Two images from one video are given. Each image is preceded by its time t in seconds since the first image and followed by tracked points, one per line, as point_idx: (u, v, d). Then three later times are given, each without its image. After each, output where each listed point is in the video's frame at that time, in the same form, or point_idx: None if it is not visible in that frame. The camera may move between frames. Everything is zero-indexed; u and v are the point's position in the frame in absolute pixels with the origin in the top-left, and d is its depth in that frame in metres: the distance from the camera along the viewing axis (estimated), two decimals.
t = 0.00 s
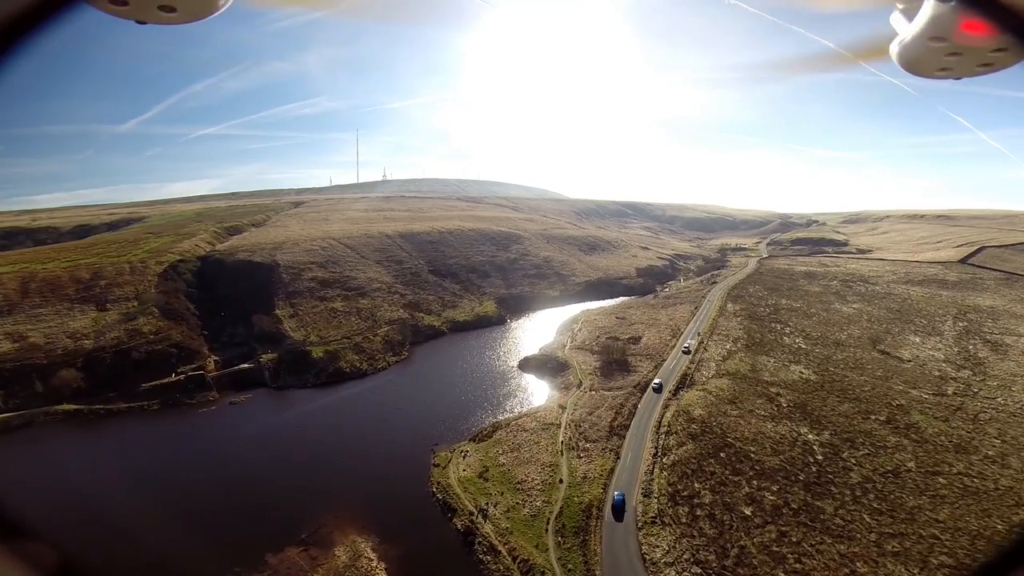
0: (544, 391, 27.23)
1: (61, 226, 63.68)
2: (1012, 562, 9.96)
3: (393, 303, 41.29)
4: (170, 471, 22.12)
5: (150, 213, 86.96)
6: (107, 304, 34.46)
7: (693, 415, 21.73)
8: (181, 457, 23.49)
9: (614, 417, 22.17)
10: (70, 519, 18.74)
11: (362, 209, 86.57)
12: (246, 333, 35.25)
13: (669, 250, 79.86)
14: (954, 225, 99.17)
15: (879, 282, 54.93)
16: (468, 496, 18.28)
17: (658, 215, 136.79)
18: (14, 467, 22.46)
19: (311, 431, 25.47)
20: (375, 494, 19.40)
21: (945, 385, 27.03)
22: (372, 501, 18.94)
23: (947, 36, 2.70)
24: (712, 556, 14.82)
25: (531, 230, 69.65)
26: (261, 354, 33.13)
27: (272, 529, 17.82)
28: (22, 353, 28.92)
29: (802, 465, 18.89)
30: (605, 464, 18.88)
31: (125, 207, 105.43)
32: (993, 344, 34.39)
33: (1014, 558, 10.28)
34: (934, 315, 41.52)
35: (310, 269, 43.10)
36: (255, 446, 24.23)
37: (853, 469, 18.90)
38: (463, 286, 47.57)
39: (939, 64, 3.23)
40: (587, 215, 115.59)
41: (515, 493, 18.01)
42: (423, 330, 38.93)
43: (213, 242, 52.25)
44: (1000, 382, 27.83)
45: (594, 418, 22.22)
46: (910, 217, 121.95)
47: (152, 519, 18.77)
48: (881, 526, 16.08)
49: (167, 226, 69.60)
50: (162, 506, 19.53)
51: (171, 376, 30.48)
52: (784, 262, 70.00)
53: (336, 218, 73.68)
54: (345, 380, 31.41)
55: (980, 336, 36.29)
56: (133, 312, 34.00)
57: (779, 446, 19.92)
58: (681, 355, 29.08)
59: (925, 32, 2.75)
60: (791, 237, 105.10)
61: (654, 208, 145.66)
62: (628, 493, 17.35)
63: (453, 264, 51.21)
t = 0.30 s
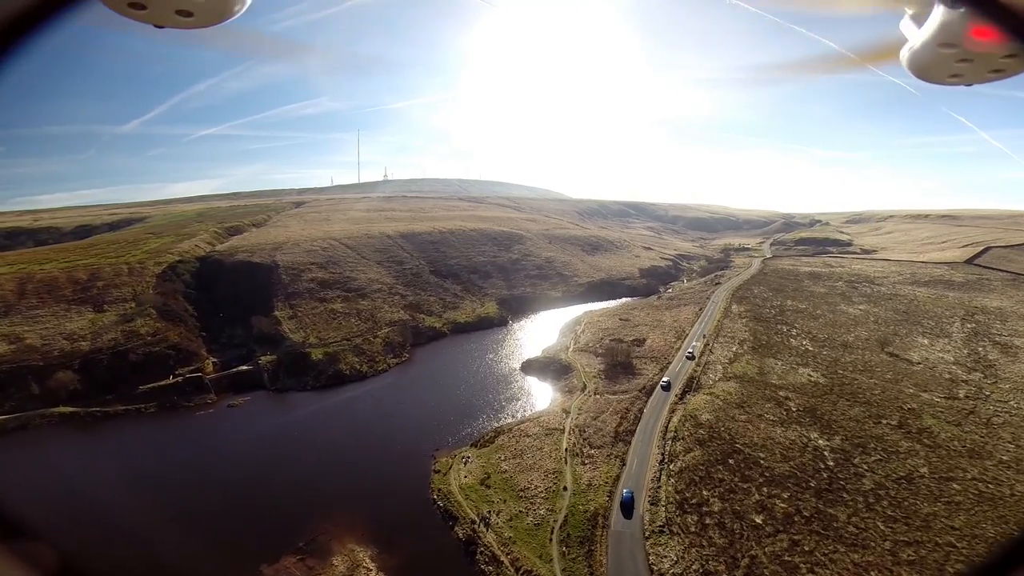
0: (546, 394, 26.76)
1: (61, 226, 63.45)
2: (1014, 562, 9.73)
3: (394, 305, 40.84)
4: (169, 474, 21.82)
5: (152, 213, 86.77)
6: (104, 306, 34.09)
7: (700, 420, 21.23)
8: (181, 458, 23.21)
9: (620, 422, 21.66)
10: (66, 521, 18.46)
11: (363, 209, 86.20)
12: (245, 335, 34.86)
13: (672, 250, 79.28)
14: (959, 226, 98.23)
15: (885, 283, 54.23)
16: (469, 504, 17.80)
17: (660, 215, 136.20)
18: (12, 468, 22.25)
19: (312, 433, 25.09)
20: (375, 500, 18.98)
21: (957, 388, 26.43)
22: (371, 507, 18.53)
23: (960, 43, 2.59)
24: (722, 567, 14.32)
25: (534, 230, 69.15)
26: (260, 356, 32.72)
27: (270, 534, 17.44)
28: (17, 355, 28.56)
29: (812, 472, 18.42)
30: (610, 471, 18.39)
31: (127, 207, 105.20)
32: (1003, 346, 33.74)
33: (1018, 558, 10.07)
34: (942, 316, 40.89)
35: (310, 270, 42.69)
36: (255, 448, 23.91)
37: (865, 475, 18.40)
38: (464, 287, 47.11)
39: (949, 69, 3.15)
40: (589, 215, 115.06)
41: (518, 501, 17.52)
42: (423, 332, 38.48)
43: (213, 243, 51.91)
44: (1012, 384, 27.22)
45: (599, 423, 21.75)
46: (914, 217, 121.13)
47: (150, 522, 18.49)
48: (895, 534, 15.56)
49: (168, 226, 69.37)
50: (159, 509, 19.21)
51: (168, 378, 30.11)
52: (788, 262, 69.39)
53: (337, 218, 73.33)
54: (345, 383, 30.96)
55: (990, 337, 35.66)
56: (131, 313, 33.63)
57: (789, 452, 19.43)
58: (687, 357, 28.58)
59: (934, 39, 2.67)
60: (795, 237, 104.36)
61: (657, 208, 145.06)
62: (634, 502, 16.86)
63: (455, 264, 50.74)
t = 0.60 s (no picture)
0: (547, 398, 26.21)
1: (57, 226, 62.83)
2: None
3: (393, 305, 40.30)
4: (166, 476, 21.45)
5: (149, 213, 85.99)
6: (97, 307, 33.49)
7: (707, 424, 20.70)
8: (178, 461, 22.84)
9: (624, 427, 21.11)
10: (60, 524, 18.13)
11: (362, 209, 85.49)
12: (240, 337, 34.32)
13: (673, 250, 78.78)
14: (960, 225, 97.61)
15: (888, 283, 53.69)
16: (469, 512, 17.26)
17: (660, 214, 135.71)
18: (7, 470, 21.91)
19: (311, 435, 24.63)
20: (374, 506, 18.50)
21: (966, 391, 25.89)
22: (370, 514, 18.03)
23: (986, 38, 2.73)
24: None
25: (534, 230, 68.55)
26: (256, 358, 32.20)
27: (265, 541, 16.99)
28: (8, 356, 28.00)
29: (823, 477, 17.91)
30: (614, 478, 17.84)
31: (124, 207, 104.29)
32: (1011, 347, 33.21)
33: None
34: (947, 317, 40.35)
35: (307, 270, 42.12)
36: (253, 451, 23.46)
37: (877, 481, 17.89)
38: (464, 288, 46.57)
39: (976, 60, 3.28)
40: (589, 215, 114.43)
41: (519, 510, 16.96)
42: (422, 333, 37.97)
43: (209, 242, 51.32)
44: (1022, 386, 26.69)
45: (602, 428, 21.22)
46: (915, 217, 120.55)
47: (145, 527, 18.11)
48: (910, 541, 15.03)
49: (165, 226, 68.69)
50: (154, 513, 18.83)
51: (162, 380, 29.59)
52: (790, 262, 68.84)
53: (335, 218, 72.66)
54: (342, 385, 30.41)
55: (996, 338, 35.13)
56: (125, 315, 33.05)
57: (798, 457, 18.94)
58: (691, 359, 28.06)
59: (958, 34, 2.82)
60: (795, 237, 103.77)
61: (657, 207, 144.43)
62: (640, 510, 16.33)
63: (454, 265, 50.17)
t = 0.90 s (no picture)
0: (549, 401, 25.71)
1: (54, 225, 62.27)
2: None
3: (392, 306, 39.83)
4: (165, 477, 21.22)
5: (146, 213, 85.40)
6: (92, 307, 32.98)
7: (713, 428, 20.23)
8: (178, 462, 22.58)
9: (627, 431, 20.61)
10: (58, 522, 17.99)
11: (361, 208, 84.94)
12: (237, 338, 33.81)
13: (674, 250, 78.32)
14: (962, 225, 97.11)
15: (891, 283, 53.22)
16: (470, 520, 16.80)
17: (660, 213, 135.25)
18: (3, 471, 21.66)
19: (310, 438, 24.27)
20: (373, 511, 18.12)
21: (975, 393, 25.40)
22: (369, 519, 17.63)
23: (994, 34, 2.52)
24: None
25: (534, 230, 68.07)
26: (252, 360, 31.71)
27: (262, 546, 16.69)
28: None
29: (832, 483, 17.48)
30: (619, 484, 17.37)
31: (123, 207, 103.56)
32: (1018, 348, 32.73)
33: None
34: (952, 317, 39.88)
35: (305, 270, 41.63)
36: (252, 453, 23.13)
37: (888, 486, 17.43)
38: (463, 287, 46.10)
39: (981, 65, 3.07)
40: (590, 214, 114.00)
41: (521, 518, 16.48)
42: (421, 334, 37.49)
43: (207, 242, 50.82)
44: None
45: (605, 432, 20.73)
46: (917, 216, 119.95)
47: (143, 528, 17.90)
48: (924, 548, 14.56)
49: (162, 226, 68.14)
50: (152, 514, 18.61)
51: (156, 382, 29.10)
52: (792, 262, 68.31)
53: (334, 218, 72.12)
54: (340, 388, 29.90)
55: (1003, 339, 34.65)
56: (119, 315, 32.54)
57: (807, 462, 18.49)
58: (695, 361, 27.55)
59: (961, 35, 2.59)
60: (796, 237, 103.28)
61: (657, 207, 143.88)
62: (645, 518, 15.85)
63: (454, 264, 49.68)
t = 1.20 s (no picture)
0: (551, 406, 25.15)
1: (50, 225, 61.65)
2: None
3: (391, 306, 39.31)
4: (164, 479, 20.97)
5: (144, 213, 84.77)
6: (86, 309, 32.42)
7: (720, 433, 19.70)
8: (177, 464, 22.31)
9: (632, 437, 20.05)
10: (57, 522, 17.87)
11: (360, 208, 84.35)
12: (233, 340, 33.28)
13: (675, 249, 77.75)
14: (965, 225, 96.48)
15: (896, 283, 52.66)
16: (470, 530, 16.27)
17: (661, 213, 134.63)
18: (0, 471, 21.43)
19: (310, 441, 23.89)
20: (372, 516, 17.72)
21: (987, 395, 24.82)
22: (368, 525, 17.20)
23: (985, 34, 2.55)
24: None
25: (535, 229, 67.52)
26: (248, 362, 31.18)
27: (260, 550, 16.39)
28: None
29: (845, 489, 16.96)
30: (624, 492, 16.83)
31: (121, 207, 102.84)
32: None
33: None
34: (959, 318, 39.32)
35: (303, 270, 41.09)
36: (251, 456, 22.79)
37: (902, 492, 16.89)
38: (464, 288, 45.60)
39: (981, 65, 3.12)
40: (591, 213, 113.42)
41: (523, 528, 15.93)
42: (420, 335, 36.96)
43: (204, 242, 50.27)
44: None
45: (610, 438, 20.19)
46: (919, 216, 119.24)
47: (142, 529, 17.72)
48: (941, 557, 14.02)
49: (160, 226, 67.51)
50: (150, 516, 18.37)
51: (151, 385, 28.57)
52: (795, 262, 67.73)
53: (333, 217, 71.54)
54: (337, 391, 29.36)
55: (1011, 340, 34.09)
56: (114, 317, 32.00)
57: (818, 468, 17.98)
58: (700, 363, 27.01)
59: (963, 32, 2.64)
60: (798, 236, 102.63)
61: (658, 206, 143.30)
62: (652, 528, 15.32)
63: (454, 264, 49.14)
